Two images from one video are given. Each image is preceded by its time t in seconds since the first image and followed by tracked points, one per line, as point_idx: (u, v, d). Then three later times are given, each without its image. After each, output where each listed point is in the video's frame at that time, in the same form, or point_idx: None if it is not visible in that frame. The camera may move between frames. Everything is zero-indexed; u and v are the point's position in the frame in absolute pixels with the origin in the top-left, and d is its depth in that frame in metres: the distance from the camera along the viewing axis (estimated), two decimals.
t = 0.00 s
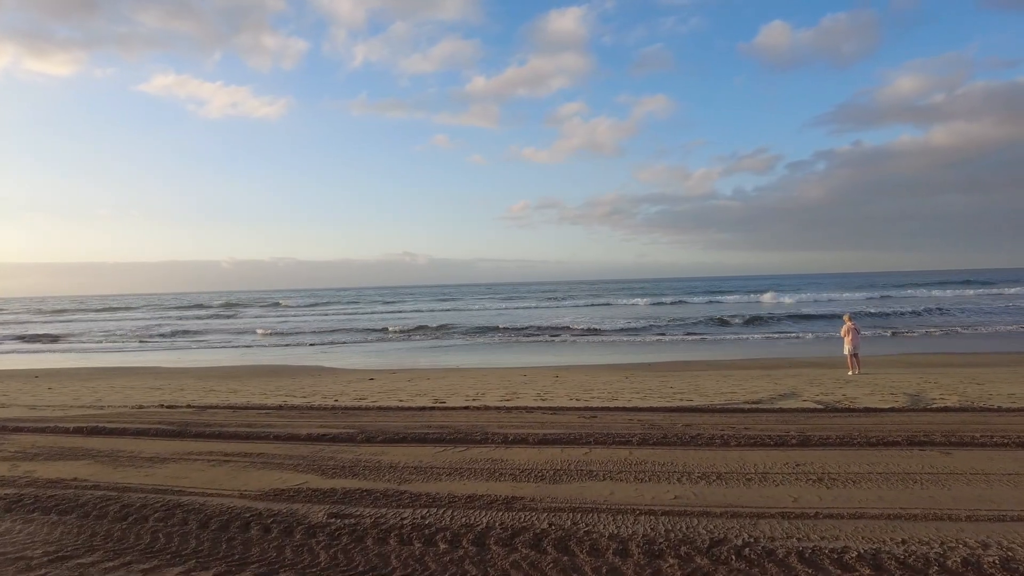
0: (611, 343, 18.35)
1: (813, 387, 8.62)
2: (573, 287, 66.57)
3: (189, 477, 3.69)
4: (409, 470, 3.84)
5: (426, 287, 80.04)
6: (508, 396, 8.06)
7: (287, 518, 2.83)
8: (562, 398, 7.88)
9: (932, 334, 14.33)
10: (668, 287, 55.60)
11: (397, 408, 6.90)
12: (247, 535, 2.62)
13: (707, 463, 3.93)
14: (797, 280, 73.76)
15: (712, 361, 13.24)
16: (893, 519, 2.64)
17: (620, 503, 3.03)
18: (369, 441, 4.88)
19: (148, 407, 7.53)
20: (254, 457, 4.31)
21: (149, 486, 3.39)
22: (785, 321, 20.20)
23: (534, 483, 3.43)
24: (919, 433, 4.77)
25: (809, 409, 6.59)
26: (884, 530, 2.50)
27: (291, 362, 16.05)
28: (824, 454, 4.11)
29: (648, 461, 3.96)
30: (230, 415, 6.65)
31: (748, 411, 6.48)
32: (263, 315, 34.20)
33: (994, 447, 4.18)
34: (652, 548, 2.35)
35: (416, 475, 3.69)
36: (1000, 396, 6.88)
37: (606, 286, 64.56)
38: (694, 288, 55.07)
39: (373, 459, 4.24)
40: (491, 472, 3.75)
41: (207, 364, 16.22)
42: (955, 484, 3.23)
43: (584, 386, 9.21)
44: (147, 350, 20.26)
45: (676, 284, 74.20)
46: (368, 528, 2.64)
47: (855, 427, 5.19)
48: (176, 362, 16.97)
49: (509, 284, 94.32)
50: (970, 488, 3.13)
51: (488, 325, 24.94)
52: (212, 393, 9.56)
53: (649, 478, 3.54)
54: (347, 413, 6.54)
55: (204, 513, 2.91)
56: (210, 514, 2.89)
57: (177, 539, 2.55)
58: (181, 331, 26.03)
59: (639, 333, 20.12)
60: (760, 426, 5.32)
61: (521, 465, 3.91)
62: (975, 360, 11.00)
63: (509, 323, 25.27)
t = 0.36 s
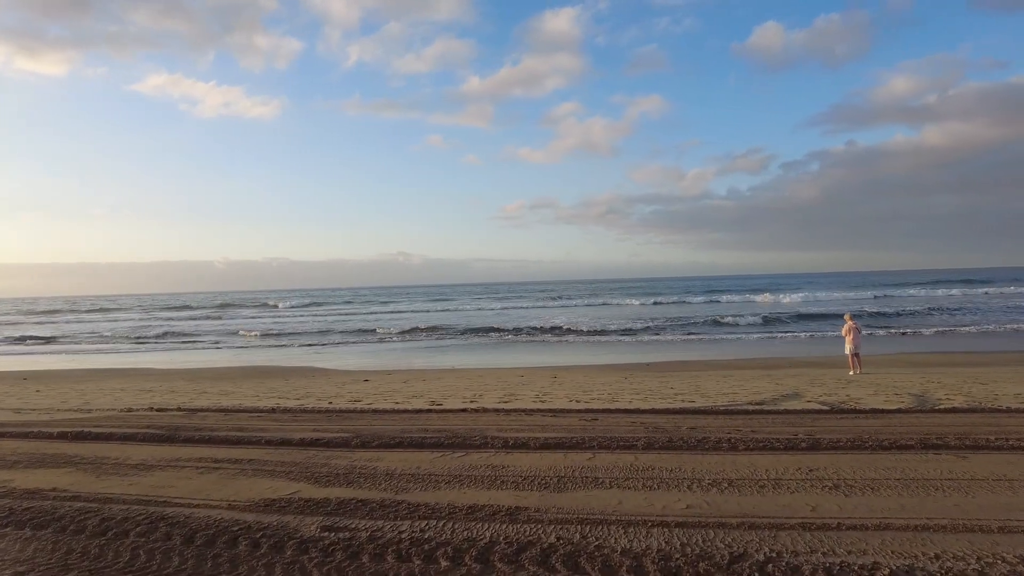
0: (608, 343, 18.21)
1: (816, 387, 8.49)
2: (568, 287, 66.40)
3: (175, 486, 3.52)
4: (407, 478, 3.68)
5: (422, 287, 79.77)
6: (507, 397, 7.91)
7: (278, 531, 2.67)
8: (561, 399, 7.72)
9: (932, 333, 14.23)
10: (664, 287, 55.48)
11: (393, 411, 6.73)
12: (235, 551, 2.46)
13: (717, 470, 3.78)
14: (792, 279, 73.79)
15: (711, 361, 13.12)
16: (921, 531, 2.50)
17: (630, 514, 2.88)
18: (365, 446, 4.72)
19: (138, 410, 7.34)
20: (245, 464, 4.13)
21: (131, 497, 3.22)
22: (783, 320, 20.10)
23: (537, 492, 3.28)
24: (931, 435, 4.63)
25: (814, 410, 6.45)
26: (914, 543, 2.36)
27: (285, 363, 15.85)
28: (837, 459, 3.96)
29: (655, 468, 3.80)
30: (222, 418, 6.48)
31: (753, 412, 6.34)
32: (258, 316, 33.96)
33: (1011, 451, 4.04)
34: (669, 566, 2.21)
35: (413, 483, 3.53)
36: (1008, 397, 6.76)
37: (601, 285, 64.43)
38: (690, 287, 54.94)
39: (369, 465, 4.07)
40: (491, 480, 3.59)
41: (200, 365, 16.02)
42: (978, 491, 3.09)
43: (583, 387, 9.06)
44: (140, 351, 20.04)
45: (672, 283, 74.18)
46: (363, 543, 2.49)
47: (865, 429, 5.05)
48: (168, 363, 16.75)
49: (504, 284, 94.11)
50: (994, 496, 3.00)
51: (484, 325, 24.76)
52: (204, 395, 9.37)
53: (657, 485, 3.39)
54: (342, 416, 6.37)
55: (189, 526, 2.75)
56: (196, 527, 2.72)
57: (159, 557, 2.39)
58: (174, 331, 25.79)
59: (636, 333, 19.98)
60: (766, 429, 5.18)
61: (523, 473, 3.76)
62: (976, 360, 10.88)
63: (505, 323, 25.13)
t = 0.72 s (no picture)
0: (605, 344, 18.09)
1: (818, 389, 8.40)
2: (564, 288, 66.31)
3: (167, 496, 3.38)
4: (408, 487, 3.55)
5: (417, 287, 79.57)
6: (506, 400, 7.79)
7: (275, 546, 2.54)
8: (561, 401, 7.60)
9: (930, 334, 14.18)
10: (660, 288, 55.45)
11: (391, 414, 6.59)
12: (230, 568, 2.33)
13: (728, 477, 3.66)
14: (787, 280, 73.88)
15: (710, 361, 13.04)
16: (948, 543, 2.41)
17: (643, 525, 2.77)
18: (363, 452, 4.59)
19: (129, 414, 7.18)
20: (240, 471, 3.99)
21: (120, 508, 3.08)
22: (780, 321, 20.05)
23: (545, 501, 3.16)
24: (942, 439, 4.54)
25: (819, 412, 6.36)
26: (944, 558, 2.26)
27: (280, 365, 15.67)
28: (850, 464, 3.86)
29: (664, 475, 3.69)
30: (215, 422, 6.33)
31: (757, 415, 6.23)
32: (251, 317, 33.71)
33: None
34: None
35: (415, 492, 3.40)
36: (1013, 398, 6.68)
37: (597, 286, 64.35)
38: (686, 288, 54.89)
39: (368, 472, 3.94)
40: (496, 489, 3.47)
41: (193, 367, 15.83)
42: (1000, 499, 3.00)
43: (583, 389, 8.94)
44: (131, 353, 19.80)
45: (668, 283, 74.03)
46: (366, 559, 2.36)
47: (874, 433, 4.95)
48: (160, 365, 16.54)
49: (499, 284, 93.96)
50: (1018, 505, 2.90)
51: (480, 326, 24.61)
52: (197, 398, 9.21)
53: (669, 494, 3.27)
54: (339, 420, 6.23)
55: (181, 540, 2.61)
56: (188, 542, 2.59)
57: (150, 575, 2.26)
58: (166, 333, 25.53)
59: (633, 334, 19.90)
60: (773, 433, 5.07)
61: (528, 480, 3.63)
62: (977, 360, 10.83)
63: (501, 324, 25.02)
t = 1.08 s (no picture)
0: (608, 346, 17.97)
1: (827, 392, 8.30)
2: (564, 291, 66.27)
3: (170, 503, 3.26)
4: (419, 494, 3.43)
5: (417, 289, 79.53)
6: (512, 403, 7.67)
7: (283, 558, 2.43)
8: (568, 404, 7.49)
9: (936, 336, 14.08)
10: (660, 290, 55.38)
11: (396, 417, 6.48)
12: None
13: (748, 484, 3.55)
14: (788, 283, 73.85)
15: (715, 364, 12.94)
16: (989, 556, 2.30)
17: (667, 536, 2.65)
18: (369, 457, 4.48)
19: (128, 417, 7.05)
20: (244, 477, 3.88)
21: (121, 516, 2.97)
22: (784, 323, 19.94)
23: (562, 509, 3.05)
24: (962, 444, 4.44)
25: (832, 416, 6.25)
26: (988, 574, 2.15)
27: (281, 366, 15.57)
28: (873, 471, 3.75)
29: (682, 482, 3.58)
30: (217, 426, 6.21)
31: (769, 419, 6.12)
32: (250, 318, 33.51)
33: None
34: None
35: (426, 499, 3.28)
36: None
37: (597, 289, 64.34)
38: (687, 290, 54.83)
39: (376, 479, 3.83)
40: (510, 497, 3.35)
41: (193, 369, 15.68)
42: None
43: (589, 391, 8.84)
44: (130, 354, 19.64)
45: (668, 284, 74.02)
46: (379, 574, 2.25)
47: (891, 437, 4.85)
48: (159, 367, 16.39)
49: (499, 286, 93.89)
50: None
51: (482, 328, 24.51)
52: (198, 401, 9.08)
53: (689, 502, 3.16)
54: (343, 423, 6.12)
55: (185, 552, 2.50)
56: (192, 555, 2.48)
57: None
58: (166, 334, 25.40)
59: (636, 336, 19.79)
60: (788, 438, 4.97)
61: (542, 488, 3.52)
62: (985, 363, 10.72)
63: (502, 326, 24.86)
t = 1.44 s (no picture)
0: (611, 348, 17.89)
1: (837, 396, 8.19)
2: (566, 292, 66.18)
3: (174, 515, 3.16)
4: (430, 505, 3.34)
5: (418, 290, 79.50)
6: (518, 407, 7.57)
7: None
8: (575, 408, 7.39)
9: (943, 338, 13.97)
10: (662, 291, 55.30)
11: (402, 421, 6.37)
12: None
13: (769, 495, 3.46)
14: (789, 284, 73.77)
15: (720, 366, 12.86)
16: None
17: (692, 554, 2.56)
18: (377, 465, 4.39)
19: (130, 421, 6.96)
20: (251, 486, 3.78)
21: (125, 529, 2.88)
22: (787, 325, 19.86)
23: (580, 523, 2.95)
24: (983, 452, 4.34)
25: (845, 421, 6.15)
26: None
27: (283, 368, 15.50)
28: (896, 480, 3.66)
29: (700, 494, 3.49)
30: (220, 431, 6.10)
31: (781, 424, 6.02)
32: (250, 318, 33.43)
33: None
34: None
35: (439, 511, 3.19)
36: None
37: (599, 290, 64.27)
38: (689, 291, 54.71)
39: (386, 489, 3.73)
40: (525, 509, 3.26)
41: (193, 370, 15.57)
42: None
43: (595, 395, 8.74)
44: (129, 355, 19.53)
45: (669, 285, 73.86)
46: None
47: (909, 444, 4.75)
48: (160, 368, 16.28)
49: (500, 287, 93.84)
50: None
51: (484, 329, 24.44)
52: (200, 404, 8.97)
53: (711, 515, 3.06)
54: (348, 428, 6.03)
55: (191, 571, 2.41)
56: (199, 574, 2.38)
57: None
58: (168, 334, 25.36)
59: (639, 337, 19.71)
60: (804, 445, 4.87)
61: (557, 499, 3.43)
62: (995, 366, 10.62)
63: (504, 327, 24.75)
